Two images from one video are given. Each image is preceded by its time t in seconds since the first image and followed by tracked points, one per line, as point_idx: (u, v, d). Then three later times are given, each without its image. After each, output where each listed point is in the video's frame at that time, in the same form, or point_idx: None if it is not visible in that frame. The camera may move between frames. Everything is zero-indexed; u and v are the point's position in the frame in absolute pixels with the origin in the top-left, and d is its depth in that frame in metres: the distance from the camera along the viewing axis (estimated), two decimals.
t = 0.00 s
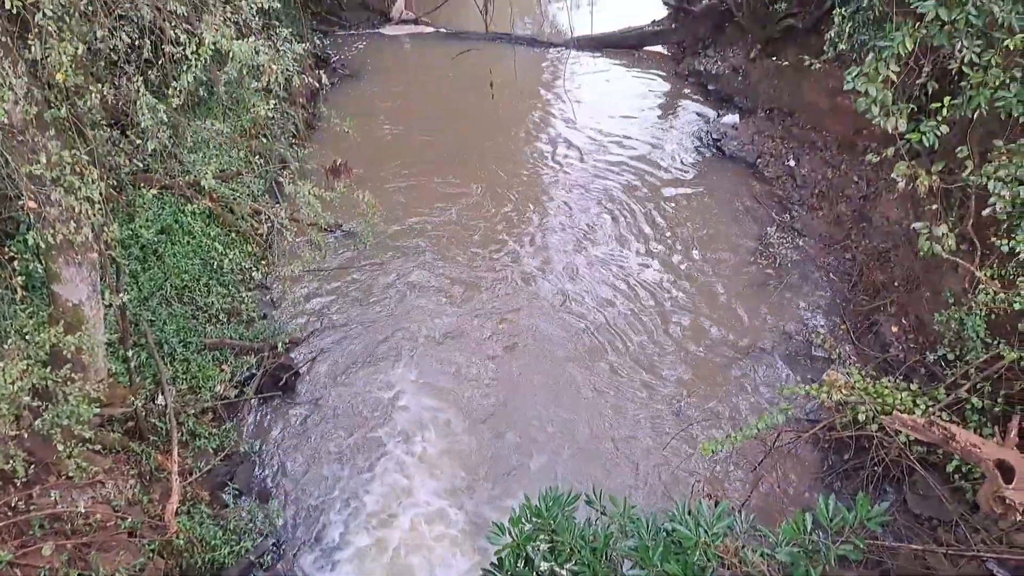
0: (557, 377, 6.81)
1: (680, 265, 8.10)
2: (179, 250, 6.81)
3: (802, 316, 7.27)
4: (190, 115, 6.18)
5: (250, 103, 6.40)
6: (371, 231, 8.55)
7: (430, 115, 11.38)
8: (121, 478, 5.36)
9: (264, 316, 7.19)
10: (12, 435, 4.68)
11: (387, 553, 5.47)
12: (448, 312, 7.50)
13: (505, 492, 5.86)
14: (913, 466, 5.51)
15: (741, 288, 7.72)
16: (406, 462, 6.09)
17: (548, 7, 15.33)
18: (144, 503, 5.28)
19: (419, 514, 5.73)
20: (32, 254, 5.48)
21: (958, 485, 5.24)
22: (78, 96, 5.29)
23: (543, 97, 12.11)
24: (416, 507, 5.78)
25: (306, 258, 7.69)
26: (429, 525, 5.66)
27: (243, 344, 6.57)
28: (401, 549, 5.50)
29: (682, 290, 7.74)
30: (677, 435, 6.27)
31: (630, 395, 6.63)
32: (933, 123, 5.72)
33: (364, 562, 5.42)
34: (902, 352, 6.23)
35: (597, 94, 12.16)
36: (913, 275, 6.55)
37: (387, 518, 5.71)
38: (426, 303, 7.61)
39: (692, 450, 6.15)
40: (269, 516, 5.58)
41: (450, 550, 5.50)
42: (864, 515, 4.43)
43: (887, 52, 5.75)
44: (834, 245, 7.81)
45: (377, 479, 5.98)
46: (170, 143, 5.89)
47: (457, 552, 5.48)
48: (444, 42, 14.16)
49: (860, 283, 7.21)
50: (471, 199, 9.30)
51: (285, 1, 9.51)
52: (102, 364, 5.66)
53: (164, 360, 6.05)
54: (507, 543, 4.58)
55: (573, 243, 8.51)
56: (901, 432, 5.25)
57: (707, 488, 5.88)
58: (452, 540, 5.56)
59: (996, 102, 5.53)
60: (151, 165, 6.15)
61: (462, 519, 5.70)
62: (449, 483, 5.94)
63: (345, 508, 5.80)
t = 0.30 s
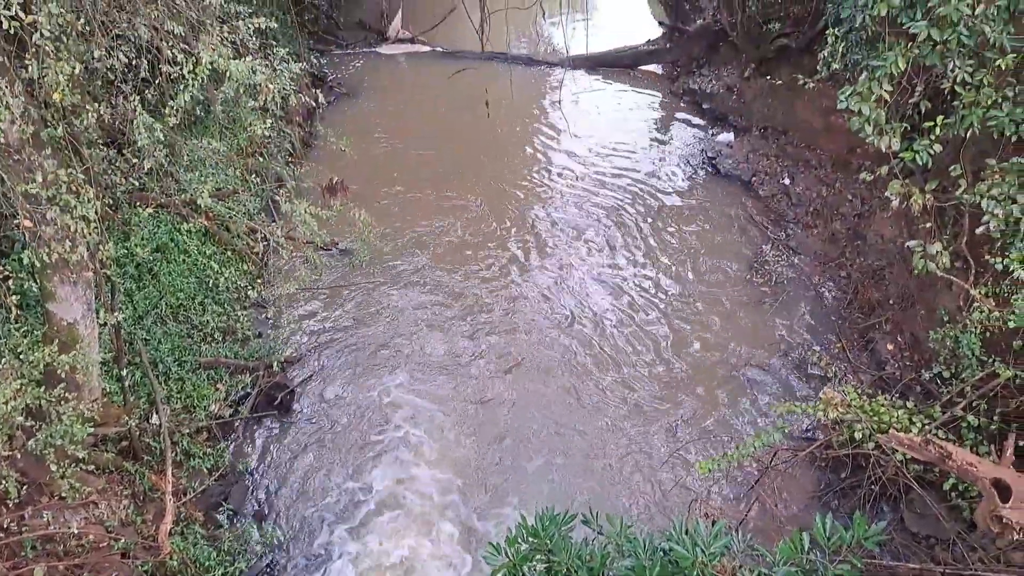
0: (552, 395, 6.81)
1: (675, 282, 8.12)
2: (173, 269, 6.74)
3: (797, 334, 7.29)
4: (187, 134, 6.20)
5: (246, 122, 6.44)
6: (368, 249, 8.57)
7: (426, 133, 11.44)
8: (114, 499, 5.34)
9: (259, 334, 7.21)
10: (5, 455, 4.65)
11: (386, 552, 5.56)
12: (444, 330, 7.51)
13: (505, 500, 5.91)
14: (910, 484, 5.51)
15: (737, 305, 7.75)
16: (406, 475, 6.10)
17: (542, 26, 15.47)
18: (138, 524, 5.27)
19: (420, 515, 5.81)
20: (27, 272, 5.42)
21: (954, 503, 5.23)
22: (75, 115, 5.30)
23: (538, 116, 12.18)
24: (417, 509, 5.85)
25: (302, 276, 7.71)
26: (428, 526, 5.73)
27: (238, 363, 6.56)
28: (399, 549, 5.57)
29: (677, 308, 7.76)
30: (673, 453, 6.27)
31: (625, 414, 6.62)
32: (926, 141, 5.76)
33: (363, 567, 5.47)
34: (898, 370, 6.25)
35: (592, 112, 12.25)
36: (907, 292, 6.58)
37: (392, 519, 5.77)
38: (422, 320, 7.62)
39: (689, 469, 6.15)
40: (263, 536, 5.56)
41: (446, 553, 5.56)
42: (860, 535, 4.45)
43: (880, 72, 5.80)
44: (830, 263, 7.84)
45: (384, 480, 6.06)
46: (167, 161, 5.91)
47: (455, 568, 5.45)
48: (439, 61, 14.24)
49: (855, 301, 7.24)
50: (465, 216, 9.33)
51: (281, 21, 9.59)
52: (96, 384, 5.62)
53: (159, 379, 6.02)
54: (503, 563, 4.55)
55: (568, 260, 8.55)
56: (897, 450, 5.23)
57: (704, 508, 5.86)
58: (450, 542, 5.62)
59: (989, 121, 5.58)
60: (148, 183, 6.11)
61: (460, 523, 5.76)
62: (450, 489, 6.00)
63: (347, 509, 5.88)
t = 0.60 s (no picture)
0: (552, 415, 6.80)
1: (675, 301, 8.13)
2: (173, 288, 6.76)
3: (797, 354, 7.28)
4: (187, 154, 6.22)
5: (246, 142, 6.47)
6: (367, 268, 8.60)
7: (426, 153, 11.49)
8: (111, 520, 5.29)
9: (259, 354, 7.19)
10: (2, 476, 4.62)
11: (387, 550, 5.69)
12: (444, 349, 7.50)
13: (506, 506, 6.00)
14: (912, 505, 5.47)
15: (737, 324, 7.74)
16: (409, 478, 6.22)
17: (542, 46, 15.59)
18: (135, 545, 5.23)
19: (422, 515, 5.94)
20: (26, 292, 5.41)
21: (956, 524, 5.18)
22: (76, 136, 5.30)
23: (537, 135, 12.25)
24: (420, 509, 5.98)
25: (302, 294, 7.72)
26: (430, 525, 5.86)
27: (237, 383, 6.54)
28: (401, 546, 5.70)
29: (677, 326, 7.76)
30: (673, 474, 6.24)
31: (626, 435, 6.60)
32: (923, 161, 5.77)
33: None
34: (898, 390, 6.23)
35: (591, 131, 12.33)
36: (907, 312, 6.58)
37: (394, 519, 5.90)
38: (421, 339, 7.62)
39: (689, 489, 6.12)
40: (261, 558, 5.51)
41: (446, 560, 5.62)
42: (862, 557, 4.46)
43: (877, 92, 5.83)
44: (829, 282, 7.85)
45: (388, 482, 6.18)
46: (167, 181, 5.93)
47: None
48: (439, 80, 14.33)
49: (855, 320, 7.24)
50: (465, 235, 9.36)
51: (283, 41, 9.68)
52: (94, 404, 5.60)
53: (157, 400, 6.00)
54: None
55: (568, 279, 8.57)
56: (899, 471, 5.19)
57: (705, 529, 5.83)
58: (450, 542, 5.74)
59: (986, 141, 5.59)
60: (148, 203, 6.07)
61: (461, 523, 5.89)
62: (451, 490, 6.13)
63: (350, 507, 6.00)
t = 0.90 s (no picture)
0: (552, 434, 6.78)
1: (675, 319, 8.13)
2: (173, 306, 6.77)
3: (797, 372, 7.28)
4: (188, 172, 6.26)
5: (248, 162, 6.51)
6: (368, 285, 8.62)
7: (427, 171, 11.53)
8: (110, 539, 5.26)
9: (258, 372, 7.20)
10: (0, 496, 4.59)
11: (386, 547, 5.81)
12: (443, 367, 7.50)
13: (505, 510, 6.10)
14: (914, 525, 5.43)
15: (737, 342, 7.74)
16: (411, 486, 6.29)
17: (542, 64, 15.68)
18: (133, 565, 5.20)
19: (423, 528, 5.95)
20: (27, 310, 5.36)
21: (959, 544, 5.14)
22: (78, 155, 5.33)
23: (536, 154, 12.29)
24: (420, 510, 6.09)
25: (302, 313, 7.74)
26: (430, 545, 5.82)
27: (237, 402, 6.53)
28: (401, 559, 5.72)
29: (677, 345, 7.76)
30: (674, 494, 6.21)
31: (626, 454, 6.57)
32: (923, 180, 5.78)
33: None
34: (899, 410, 6.22)
35: (590, 149, 12.38)
36: (908, 330, 6.58)
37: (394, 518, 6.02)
38: (421, 357, 7.62)
39: (690, 509, 6.09)
40: None
41: None
42: None
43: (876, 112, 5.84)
44: (830, 300, 7.86)
45: (389, 495, 6.21)
46: (168, 200, 5.96)
47: None
48: (439, 98, 14.40)
49: (856, 339, 7.24)
50: (462, 255, 9.36)
51: (284, 59, 9.73)
52: (93, 423, 5.58)
53: (156, 419, 6.00)
54: None
55: (567, 297, 8.57)
56: (902, 492, 5.10)
57: (706, 550, 5.80)
58: (448, 541, 5.85)
59: (985, 160, 5.59)
60: (149, 222, 6.05)
61: (462, 537, 5.89)
62: (453, 493, 6.24)
63: (352, 513, 6.08)
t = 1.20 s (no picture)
0: (551, 452, 6.76)
1: (674, 336, 8.14)
2: (172, 324, 6.79)
3: (797, 390, 7.27)
4: (189, 190, 6.29)
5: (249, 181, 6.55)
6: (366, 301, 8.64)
7: (427, 189, 11.55)
8: (107, 558, 5.23)
9: (257, 390, 7.21)
10: None
11: (385, 558, 5.83)
12: (442, 384, 7.50)
13: (505, 523, 6.11)
14: (915, 544, 5.37)
15: (737, 360, 7.73)
16: (410, 503, 6.27)
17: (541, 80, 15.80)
18: None
19: (422, 545, 5.92)
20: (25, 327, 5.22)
21: (960, 564, 5.09)
22: (79, 173, 5.36)
23: (536, 171, 12.33)
24: (419, 514, 6.17)
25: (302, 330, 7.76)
26: (429, 563, 5.79)
27: (235, 420, 6.53)
28: None
29: (676, 362, 7.75)
30: (674, 512, 6.18)
31: (624, 473, 6.55)
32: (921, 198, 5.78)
33: None
34: (900, 428, 6.20)
35: (588, 166, 12.46)
36: (908, 348, 6.57)
37: (396, 520, 6.11)
38: (420, 374, 7.63)
39: (690, 528, 6.05)
40: None
41: None
42: None
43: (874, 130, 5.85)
44: (830, 318, 7.87)
45: (388, 512, 6.19)
46: (168, 218, 5.98)
47: None
48: (439, 115, 14.46)
49: (856, 356, 7.26)
50: (460, 272, 9.37)
51: (285, 77, 9.80)
52: (92, 441, 5.56)
53: (154, 437, 6.00)
54: None
55: (566, 315, 8.57)
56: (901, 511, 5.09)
57: (707, 570, 5.76)
58: (447, 553, 5.87)
59: (983, 178, 5.60)
60: (148, 239, 6.08)
61: (460, 554, 5.86)
62: (453, 501, 6.28)
63: (350, 530, 6.06)
